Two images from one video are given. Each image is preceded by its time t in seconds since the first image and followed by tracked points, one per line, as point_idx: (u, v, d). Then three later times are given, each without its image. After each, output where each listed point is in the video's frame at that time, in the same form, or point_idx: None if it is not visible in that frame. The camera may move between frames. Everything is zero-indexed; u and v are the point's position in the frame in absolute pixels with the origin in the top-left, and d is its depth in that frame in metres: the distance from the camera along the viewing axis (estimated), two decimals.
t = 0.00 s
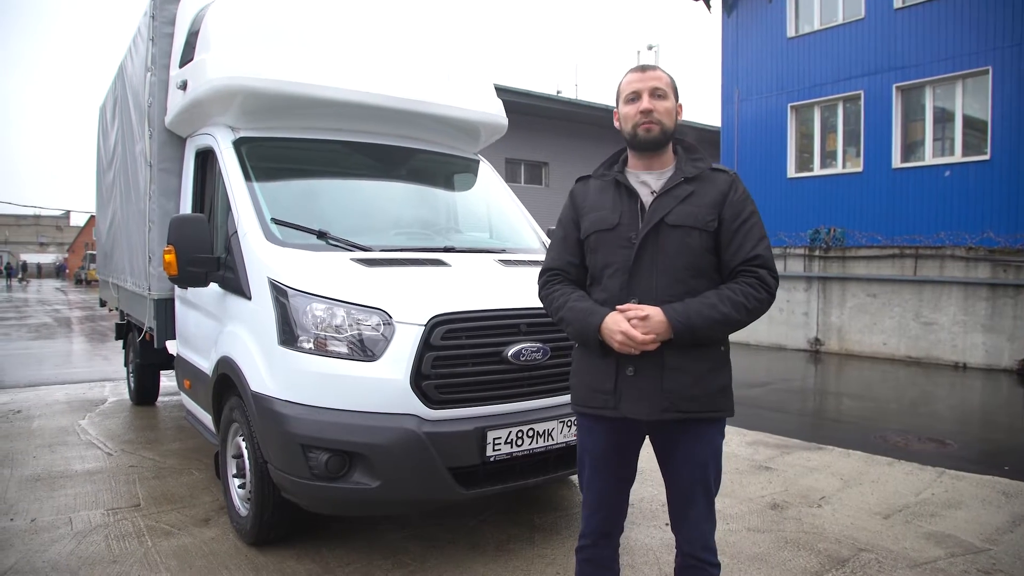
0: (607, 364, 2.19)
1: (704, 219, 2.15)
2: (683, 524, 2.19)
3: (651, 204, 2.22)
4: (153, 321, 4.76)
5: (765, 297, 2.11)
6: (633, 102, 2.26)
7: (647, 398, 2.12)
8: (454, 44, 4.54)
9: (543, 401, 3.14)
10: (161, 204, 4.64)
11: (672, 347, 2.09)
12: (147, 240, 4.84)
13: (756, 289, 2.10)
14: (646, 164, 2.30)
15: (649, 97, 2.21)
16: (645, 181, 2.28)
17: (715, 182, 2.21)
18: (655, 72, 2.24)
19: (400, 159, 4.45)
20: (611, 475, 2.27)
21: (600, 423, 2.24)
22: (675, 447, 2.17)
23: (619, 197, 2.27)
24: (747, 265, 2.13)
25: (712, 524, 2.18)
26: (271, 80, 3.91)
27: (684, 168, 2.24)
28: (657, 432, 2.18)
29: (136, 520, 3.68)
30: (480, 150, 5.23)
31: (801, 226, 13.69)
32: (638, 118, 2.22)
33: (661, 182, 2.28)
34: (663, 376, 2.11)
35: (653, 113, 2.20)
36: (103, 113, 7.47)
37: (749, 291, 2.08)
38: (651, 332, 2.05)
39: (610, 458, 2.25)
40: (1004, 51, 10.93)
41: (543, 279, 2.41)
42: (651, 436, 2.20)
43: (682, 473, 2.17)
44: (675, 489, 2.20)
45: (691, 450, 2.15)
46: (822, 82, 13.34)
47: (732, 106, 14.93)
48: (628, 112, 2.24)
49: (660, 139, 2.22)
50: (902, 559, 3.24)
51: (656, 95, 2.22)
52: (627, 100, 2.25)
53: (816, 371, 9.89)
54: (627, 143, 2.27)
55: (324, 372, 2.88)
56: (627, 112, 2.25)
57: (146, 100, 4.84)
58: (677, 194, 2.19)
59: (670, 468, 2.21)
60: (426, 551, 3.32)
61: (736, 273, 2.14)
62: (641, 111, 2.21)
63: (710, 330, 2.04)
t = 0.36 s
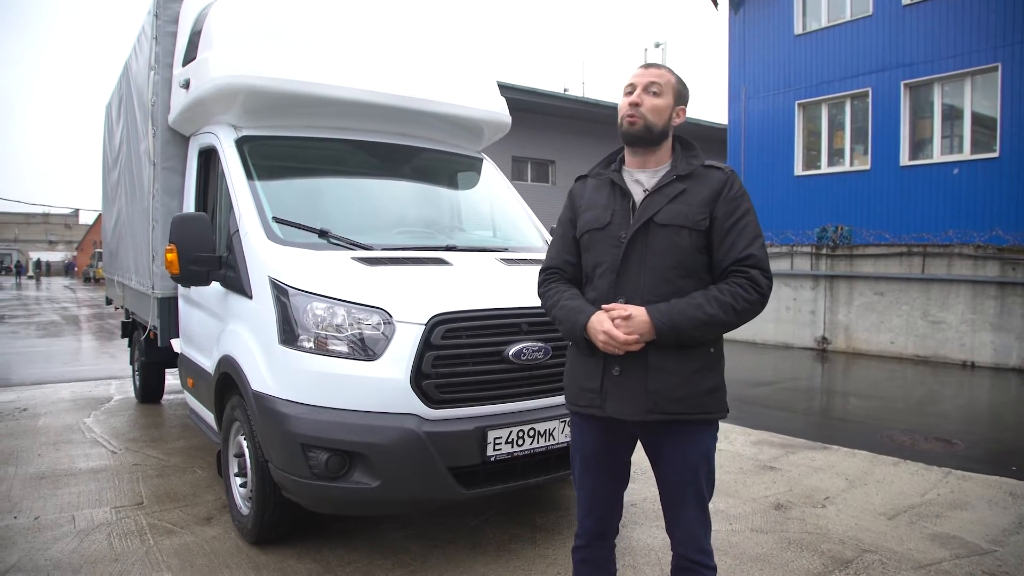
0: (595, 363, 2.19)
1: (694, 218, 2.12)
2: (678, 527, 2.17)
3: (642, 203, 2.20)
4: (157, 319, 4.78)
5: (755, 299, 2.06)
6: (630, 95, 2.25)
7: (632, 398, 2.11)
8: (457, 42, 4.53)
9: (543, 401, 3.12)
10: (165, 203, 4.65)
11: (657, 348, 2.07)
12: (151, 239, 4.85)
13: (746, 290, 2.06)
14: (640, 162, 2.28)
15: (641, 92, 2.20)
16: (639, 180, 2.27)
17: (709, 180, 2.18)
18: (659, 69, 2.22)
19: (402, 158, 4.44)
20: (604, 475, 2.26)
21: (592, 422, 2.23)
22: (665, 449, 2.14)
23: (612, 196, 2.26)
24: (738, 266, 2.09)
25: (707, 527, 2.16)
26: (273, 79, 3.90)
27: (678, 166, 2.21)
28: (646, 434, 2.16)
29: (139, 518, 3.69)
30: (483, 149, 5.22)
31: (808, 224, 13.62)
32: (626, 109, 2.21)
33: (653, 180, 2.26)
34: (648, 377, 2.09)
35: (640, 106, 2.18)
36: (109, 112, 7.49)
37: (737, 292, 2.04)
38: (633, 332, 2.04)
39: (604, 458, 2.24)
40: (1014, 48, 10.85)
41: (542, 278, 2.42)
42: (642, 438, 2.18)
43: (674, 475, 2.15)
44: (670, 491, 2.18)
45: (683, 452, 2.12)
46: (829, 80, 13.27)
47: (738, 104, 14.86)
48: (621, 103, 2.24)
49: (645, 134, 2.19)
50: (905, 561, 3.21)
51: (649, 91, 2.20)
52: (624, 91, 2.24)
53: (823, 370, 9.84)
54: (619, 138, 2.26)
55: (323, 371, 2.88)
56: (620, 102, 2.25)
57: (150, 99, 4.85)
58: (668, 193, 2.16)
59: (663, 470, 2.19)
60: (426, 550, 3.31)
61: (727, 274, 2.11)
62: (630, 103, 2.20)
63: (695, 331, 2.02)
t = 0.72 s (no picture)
0: (592, 363, 2.19)
1: (691, 221, 2.10)
2: (677, 527, 2.16)
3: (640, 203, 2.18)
4: (160, 318, 4.80)
5: (753, 304, 2.02)
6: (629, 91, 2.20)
7: (627, 400, 2.11)
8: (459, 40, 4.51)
9: (544, 400, 3.11)
10: (168, 202, 4.67)
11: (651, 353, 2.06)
12: (153, 237, 4.86)
13: (743, 295, 2.01)
14: (640, 159, 2.26)
15: (641, 90, 2.16)
16: (638, 177, 2.26)
17: (707, 180, 2.15)
18: (657, 61, 2.16)
19: (404, 156, 4.43)
20: (602, 473, 2.25)
21: (590, 420, 2.23)
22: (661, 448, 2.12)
23: (611, 194, 2.25)
24: (735, 269, 2.06)
25: (704, 527, 2.15)
26: (274, 78, 3.89)
27: (677, 165, 2.18)
28: (644, 435, 2.15)
29: (141, 516, 3.70)
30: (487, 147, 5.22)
31: (814, 222, 13.56)
32: (627, 111, 2.17)
33: (652, 178, 2.26)
34: (642, 381, 2.08)
35: (642, 108, 2.15)
36: (114, 111, 7.51)
37: (733, 298, 2.00)
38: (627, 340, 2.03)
39: (604, 457, 2.23)
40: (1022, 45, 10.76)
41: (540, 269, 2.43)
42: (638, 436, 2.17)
43: (671, 475, 2.13)
44: (667, 492, 2.16)
45: (676, 451, 2.11)
46: (836, 77, 13.21)
47: (744, 101, 14.81)
48: (621, 102, 2.20)
49: (651, 135, 2.17)
50: (909, 562, 3.19)
51: (650, 88, 2.15)
52: (623, 89, 2.20)
53: (830, 368, 9.80)
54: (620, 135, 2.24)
55: (322, 370, 2.88)
56: (620, 101, 2.21)
57: (153, 98, 4.86)
58: (665, 194, 2.14)
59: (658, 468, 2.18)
60: (427, 550, 3.30)
61: (725, 277, 2.08)
62: (631, 104, 2.16)
63: (689, 338, 1.99)
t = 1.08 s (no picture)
0: (601, 363, 2.15)
1: (706, 222, 2.10)
2: (679, 526, 2.14)
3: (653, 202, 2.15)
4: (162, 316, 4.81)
5: (767, 304, 2.06)
6: (644, 88, 2.16)
7: (640, 401, 2.09)
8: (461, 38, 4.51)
9: (543, 399, 3.11)
10: (169, 200, 4.68)
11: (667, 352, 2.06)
12: (156, 235, 4.87)
13: (757, 296, 2.05)
14: (650, 156, 2.23)
15: (661, 86, 2.13)
16: (648, 174, 2.23)
17: (720, 181, 2.16)
18: (673, 57, 2.15)
19: (405, 155, 4.42)
20: (607, 474, 2.23)
21: (596, 422, 2.20)
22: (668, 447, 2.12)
23: (621, 190, 2.19)
24: (749, 270, 2.09)
25: (708, 526, 2.14)
26: (275, 76, 3.89)
27: (690, 164, 2.18)
28: (651, 434, 2.14)
29: (142, 514, 3.71)
30: (489, 145, 5.21)
31: (820, 220, 13.50)
32: (647, 108, 2.13)
33: (663, 176, 2.23)
34: (656, 380, 2.08)
35: (663, 105, 2.12)
36: (118, 109, 7.53)
37: (749, 298, 2.04)
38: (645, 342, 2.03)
39: (606, 458, 2.22)
40: None
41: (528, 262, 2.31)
42: (646, 436, 2.16)
43: (677, 473, 2.13)
44: (672, 491, 2.16)
45: (689, 449, 2.11)
46: (842, 74, 13.15)
47: (750, 99, 14.75)
48: (637, 98, 2.15)
49: (667, 133, 2.15)
50: (910, 562, 3.17)
51: (670, 85, 2.13)
52: (639, 85, 2.15)
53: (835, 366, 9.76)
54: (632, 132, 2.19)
55: (322, 368, 2.87)
56: (636, 98, 2.16)
57: (155, 97, 4.87)
58: (681, 193, 2.13)
59: (666, 467, 2.17)
60: (427, 549, 3.30)
61: (738, 278, 2.10)
62: (651, 101, 2.13)
63: (706, 339, 2.02)
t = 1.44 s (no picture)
0: (620, 369, 2.10)
1: (720, 225, 2.11)
2: (684, 527, 2.15)
3: (666, 205, 2.14)
4: (163, 315, 4.82)
5: (776, 302, 2.07)
6: (655, 89, 2.14)
7: (663, 406, 2.06)
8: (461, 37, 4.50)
9: (541, 399, 3.10)
10: (170, 199, 4.68)
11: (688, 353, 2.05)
12: (156, 235, 4.88)
13: (768, 294, 2.06)
14: (659, 158, 2.22)
15: (674, 88, 2.11)
16: (658, 177, 2.22)
17: (729, 184, 2.18)
18: (687, 61, 2.14)
19: (405, 154, 4.41)
20: (616, 479, 2.21)
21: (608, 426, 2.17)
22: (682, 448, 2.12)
23: (632, 193, 2.15)
24: (759, 270, 2.11)
25: (713, 527, 2.15)
26: (276, 76, 3.89)
27: (699, 167, 2.18)
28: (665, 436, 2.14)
29: (142, 514, 3.72)
30: (490, 144, 5.20)
31: (823, 218, 13.47)
32: (659, 110, 2.11)
33: (673, 179, 2.22)
34: (678, 384, 2.06)
35: (676, 107, 2.11)
36: (120, 109, 7.54)
37: (762, 297, 2.04)
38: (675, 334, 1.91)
39: (613, 463, 2.19)
40: None
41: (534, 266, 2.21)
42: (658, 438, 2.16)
43: (686, 474, 2.13)
44: (679, 491, 2.16)
45: (702, 451, 2.11)
46: (846, 72, 13.10)
47: (753, 97, 14.71)
48: (649, 100, 2.13)
49: (676, 136, 2.14)
50: (910, 563, 3.16)
51: (683, 88, 2.12)
52: (651, 86, 2.13)
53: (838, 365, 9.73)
54: (643, 133, 2.16)
55: (319, 368, 2.87)
56: (649, 99, 2.13)
57: (155, 96, 4.87)
58: (694, 197, 2.12)
59: (674, 469, 2.17)
60: (425, 549, 3.30)
61: (748, 278, 2.12)
62: (664, 103, 2.10)
63: (723, 336, 1.97)
